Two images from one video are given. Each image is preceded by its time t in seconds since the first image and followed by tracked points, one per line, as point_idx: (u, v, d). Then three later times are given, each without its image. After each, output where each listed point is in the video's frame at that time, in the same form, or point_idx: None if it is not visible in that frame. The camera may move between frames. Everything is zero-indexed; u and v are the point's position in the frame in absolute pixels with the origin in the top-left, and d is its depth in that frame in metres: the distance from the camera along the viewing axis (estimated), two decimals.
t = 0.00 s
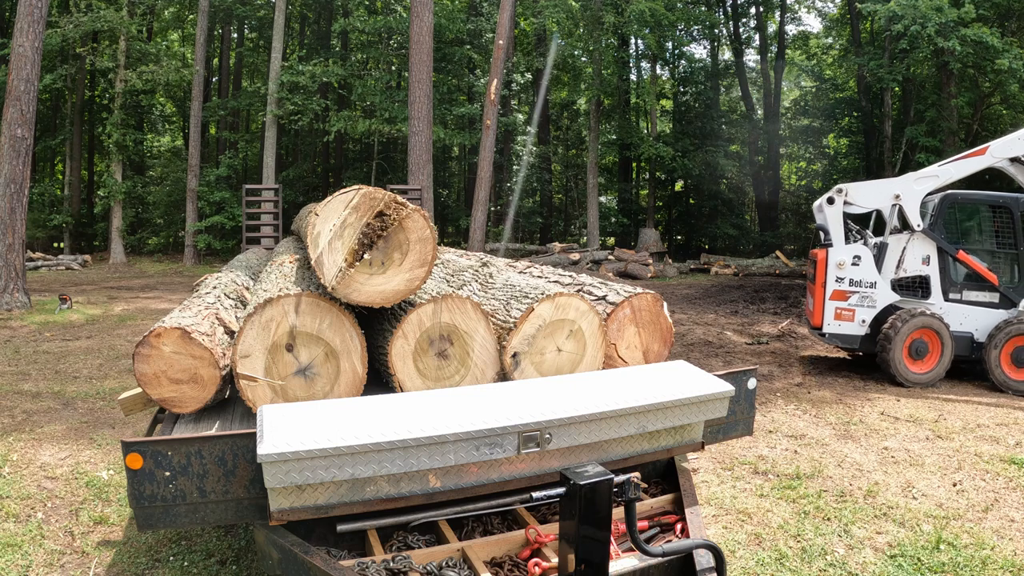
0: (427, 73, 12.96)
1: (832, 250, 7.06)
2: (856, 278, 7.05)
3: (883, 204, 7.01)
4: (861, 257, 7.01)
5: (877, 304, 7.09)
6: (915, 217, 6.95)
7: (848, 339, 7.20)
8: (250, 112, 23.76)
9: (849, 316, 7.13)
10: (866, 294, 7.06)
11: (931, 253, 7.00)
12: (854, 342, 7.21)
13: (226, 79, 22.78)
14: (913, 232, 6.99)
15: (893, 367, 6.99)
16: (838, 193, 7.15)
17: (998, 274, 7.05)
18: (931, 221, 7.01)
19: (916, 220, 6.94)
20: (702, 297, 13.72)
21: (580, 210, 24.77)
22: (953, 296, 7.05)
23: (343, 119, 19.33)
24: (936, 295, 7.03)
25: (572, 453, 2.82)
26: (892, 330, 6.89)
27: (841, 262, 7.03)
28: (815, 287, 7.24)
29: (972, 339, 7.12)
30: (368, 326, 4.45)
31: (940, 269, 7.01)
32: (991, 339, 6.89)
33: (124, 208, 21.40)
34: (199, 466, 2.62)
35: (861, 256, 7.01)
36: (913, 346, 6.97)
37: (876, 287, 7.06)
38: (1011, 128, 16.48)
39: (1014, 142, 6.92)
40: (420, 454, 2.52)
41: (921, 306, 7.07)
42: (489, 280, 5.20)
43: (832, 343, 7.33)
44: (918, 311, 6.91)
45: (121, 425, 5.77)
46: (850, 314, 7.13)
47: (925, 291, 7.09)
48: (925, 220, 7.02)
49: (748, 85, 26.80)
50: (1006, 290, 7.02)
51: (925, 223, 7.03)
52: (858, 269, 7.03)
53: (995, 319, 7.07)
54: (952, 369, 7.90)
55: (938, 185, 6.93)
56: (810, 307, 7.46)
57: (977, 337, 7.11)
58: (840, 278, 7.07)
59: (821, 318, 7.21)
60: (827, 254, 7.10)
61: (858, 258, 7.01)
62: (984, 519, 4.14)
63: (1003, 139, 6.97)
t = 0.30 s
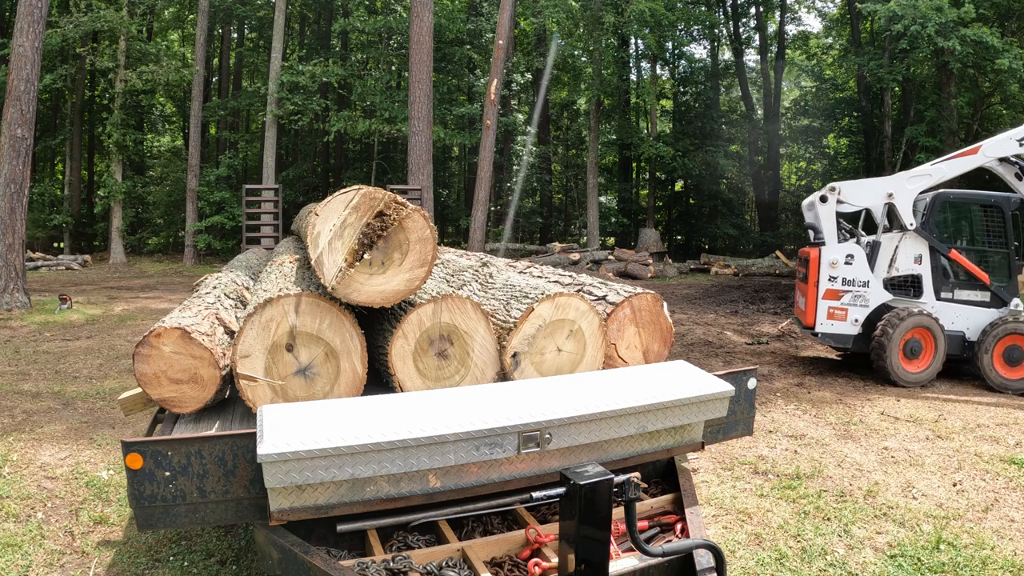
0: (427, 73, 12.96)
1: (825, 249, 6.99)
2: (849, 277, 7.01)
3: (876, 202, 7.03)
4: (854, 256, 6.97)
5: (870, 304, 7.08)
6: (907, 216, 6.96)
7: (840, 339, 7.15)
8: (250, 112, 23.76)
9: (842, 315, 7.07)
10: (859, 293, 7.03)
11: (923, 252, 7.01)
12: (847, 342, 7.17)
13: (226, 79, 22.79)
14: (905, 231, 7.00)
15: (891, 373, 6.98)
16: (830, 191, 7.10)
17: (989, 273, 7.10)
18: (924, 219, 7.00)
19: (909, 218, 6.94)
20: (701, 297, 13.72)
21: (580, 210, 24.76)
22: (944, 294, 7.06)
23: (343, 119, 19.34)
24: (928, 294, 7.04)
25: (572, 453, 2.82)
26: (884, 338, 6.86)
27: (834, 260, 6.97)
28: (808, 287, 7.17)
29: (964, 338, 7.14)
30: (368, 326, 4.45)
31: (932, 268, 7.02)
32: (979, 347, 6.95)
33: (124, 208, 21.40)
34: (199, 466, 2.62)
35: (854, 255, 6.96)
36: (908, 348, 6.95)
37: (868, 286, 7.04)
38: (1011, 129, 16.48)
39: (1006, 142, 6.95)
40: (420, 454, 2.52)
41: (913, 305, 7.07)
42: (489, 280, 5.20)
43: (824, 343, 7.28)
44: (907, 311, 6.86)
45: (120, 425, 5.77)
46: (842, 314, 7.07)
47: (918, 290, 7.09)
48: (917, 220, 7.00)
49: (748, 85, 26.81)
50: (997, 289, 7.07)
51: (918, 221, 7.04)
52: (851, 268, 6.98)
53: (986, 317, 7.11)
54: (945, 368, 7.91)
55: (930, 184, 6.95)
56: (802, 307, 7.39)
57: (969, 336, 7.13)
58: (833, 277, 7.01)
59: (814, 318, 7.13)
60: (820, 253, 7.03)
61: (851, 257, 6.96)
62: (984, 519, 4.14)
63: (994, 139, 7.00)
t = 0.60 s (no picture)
0: (427, 73, 12.96)
1: (816, 248, 6.94)
2: (840, 277, 6.98)
3: (866, 200, 7.03)
4: (845, 255, 6.94)
5: (860, 303, 7.07)
6: (897, 214, 6.97)
7: (831, 339, 7.12)
8: (250, 112, 23.76)
9: (832, 315, 7.06)
10: (850, 293, 7.01)
11: (912, 251, 7.04)
12: (838, 342, 7.15)
13: (226, 79, 22.79)
14: (895, 230, 7.00)
15: (889, 378, 7.00)
16: (820, 190, 7.01)
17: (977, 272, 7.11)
18: (913, 218, 7.00)
19: (899, 218, 6.95)
20: (701, 297, 13.72)
21: (580, 210, 24.74)
22: (933, 293, 7.09)
23: (343, 119, 19.34)
24: (918, 293, 7.05)
25: (572, 453, 2.82)
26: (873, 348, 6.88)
27: (825, 260, 6.94)
28: (799, 287, 7.12)
29: (952, 336, 7.15)
30: (368, 326, 4.45)
31: (920, 267, 7.05)
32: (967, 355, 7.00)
33: (124, 208, 21.40)
34: (199, 466, 2.62)
35: (845, 254, 6.94)
36: (898, 350, 6.94)
37: (859, 286, 7.02)
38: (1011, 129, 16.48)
39: (994, 141, 7.08)
40: (420, 454, 2.52)
41: (903, 304, 7.06)
42: (489, 280, 5.19)
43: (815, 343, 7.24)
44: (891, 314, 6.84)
45: (121, 425, 5.77)
46: (833, 314, 7.06)
47: (907, 289, 7.11)
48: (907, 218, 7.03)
49: (748, 85, 26.81)
50: (986, 288, 7.09)
51: (907, 221, 7.04)
52: (842, 268, 6.96)
53: (974, 316, 7.12)
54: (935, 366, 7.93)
55: (920, 182, 6.99)
56: (791, 306, 7.36)
57: (957, 335, 7.15)
58: (824, 277, 6.98)
59: (805, 318, 7.09)
60: (810, 253, 6.98)
61: (842, 256, 6.93)
62: (984, 519, 4.14)
63: (983, 138, 7.12)
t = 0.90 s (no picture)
0: (427, 73, 12.95)
1: (803, 248, 6.92)
2: (827, 277, 6.94)
3: (854, 200, 6.97)
4: (832, 255, 6.90)
5: (849, 304, 7.01)
6: (884, 213, 6.93)
7: (819, 340, 7.07)
8: (250, 112, 23.76)
9: (820, 316, 7.01)
10: (837, 293, 6.96)
11: (897, 250, 6.99)
12: (826, 343, 7.10)
13: (226, 79, 22.79)
14: (882, 229, 6.95)
15: (883, 381, 6.99)
16: (808, 188, 6.99)
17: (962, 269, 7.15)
18: (897, 218, 6.99)
19: (886, 216, 6.91)
20: (701, 297, 13.72)
21: (580, 210, 24.73)
22: (919, 292, 7.08)
23: (343, 119, 19.33)
24: (904, 292, 7.03)
25: (572, 453, 2.82)
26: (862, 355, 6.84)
27: (812, 260, 6.90)
28: (786, 287, 7.07)
29: (938, 335, 7.16)
30: (368, 326, 4.45)
31: (906, 266, 7.00)
32: (956, 364, 6.99)
33: (124, 208, 21.40)
34: (199, 466, 2.62)
35: (832, 253, 6.90)
36: (887, 352, 6.91)
37: (847, 286, 6.97)
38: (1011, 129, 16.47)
39: (978, 139, 7.13)
40: (420, 454, 2.52)
41: (889, 304, 7.04)
42: (489, 280, 5.19)
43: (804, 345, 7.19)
44: (876, 318, 6.77)
45: (120, 425, 5.77)
46: (821, 315, 7.01)
47: (893, 289, 7.09)
48: (894, 217, 6.98)
49: (748, 85, 26.81)
50: (970, 286, 7.11)
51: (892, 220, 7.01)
52: (829, 268, 6.91)
53: (958, 314, 7.15)
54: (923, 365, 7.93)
55: (907, 181, 6.97)
56: (778, 308, 7.29)
57: (942, 333, 7.18)
58: (811, 278, 6.95)
59: (793, 319, 7.02)
60: (798, 253, 6.95)
61: (830, 256, 6.89)
62: (984, 519, 4.14)
63: (967, 137, 7.17)
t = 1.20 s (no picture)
0: (427, 73, 12.96)
1: (791, 249, 6.81)
2: (816, 279, 6.88)
3: (842, 199, 6.90)
4: (820, 256, 6.84)
5: (837, 304, 6.98)
6: (871, 212, 6.89)
7: (808, 343, 7.01)
8: (250, 112, 23.76)
9: (807, 318, 6.94)
10: (826, 294, 6.92)
11: (884, 250, 6.98)
12: (814, 346, 7.05)
13: (226, 79, 22.79)
14: (868, 229, 6.92)
15: (874, 385, 6.97)
16: (795, 188, 6.89)
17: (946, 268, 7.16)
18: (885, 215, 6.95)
19: (872, 215, 6.88)
20: (701, 297, 13.72)
21: (580, 210, 24.72)
22: (905, 292, 7.06)
23: (343, 119, 19.33)
24: (890, 292, 7.01)
25: (572, 453, 2.82)
26: (852, 359, 6.81)
27: (800, 261, 6.81)
28: (774, 289, 6.96)
29: (924, 334, 7.17)
30: (368, 326, 4.44)
31: (893, 266, 6.99)
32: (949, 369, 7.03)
33: (124, 208, 21.39)
34: (200, 466, 2.62)
35: (820, 254, 6.84)
36: (876, 354, 6.90)
37: (835, 287, 6.94)
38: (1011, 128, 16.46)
39: (962, 138, 7.20)
40: (420, 454, 2.52)
41: (875, 305, 7.02)
42: (489, 280, 5.19)
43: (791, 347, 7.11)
44: (863, 320, 6.76)
45: (120, 425, 5.77)
46: (809, 317, 6.95)
47: (879, 288, 7.06)
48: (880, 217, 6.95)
49: (748, 85, 26.84)
50: (955, 285, 7.15)
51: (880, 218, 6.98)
52: (817, 269, 6.86)
53: (944, 313, 7.17)
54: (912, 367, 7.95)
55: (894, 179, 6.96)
56: (763, 310, 7.18)
57: (928, 332, 7.18)
58: (800, 279, 6.86)
59: (781, 322, 6.92)
60: (786, 254, 6.85)
61: (819, 257, 6.82)
62: (984, 519, 4.14)
63: (952, 134, 7.23)
